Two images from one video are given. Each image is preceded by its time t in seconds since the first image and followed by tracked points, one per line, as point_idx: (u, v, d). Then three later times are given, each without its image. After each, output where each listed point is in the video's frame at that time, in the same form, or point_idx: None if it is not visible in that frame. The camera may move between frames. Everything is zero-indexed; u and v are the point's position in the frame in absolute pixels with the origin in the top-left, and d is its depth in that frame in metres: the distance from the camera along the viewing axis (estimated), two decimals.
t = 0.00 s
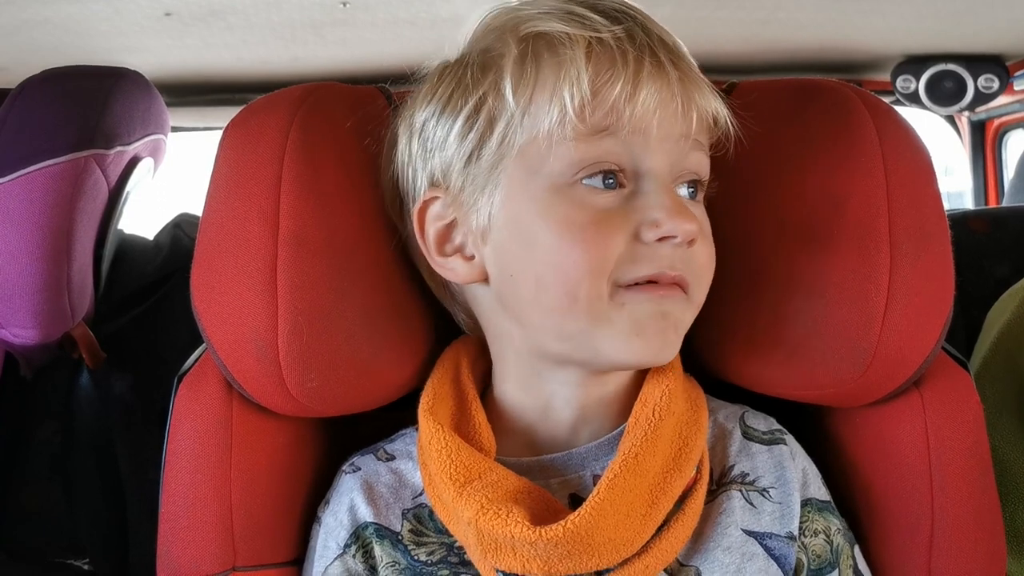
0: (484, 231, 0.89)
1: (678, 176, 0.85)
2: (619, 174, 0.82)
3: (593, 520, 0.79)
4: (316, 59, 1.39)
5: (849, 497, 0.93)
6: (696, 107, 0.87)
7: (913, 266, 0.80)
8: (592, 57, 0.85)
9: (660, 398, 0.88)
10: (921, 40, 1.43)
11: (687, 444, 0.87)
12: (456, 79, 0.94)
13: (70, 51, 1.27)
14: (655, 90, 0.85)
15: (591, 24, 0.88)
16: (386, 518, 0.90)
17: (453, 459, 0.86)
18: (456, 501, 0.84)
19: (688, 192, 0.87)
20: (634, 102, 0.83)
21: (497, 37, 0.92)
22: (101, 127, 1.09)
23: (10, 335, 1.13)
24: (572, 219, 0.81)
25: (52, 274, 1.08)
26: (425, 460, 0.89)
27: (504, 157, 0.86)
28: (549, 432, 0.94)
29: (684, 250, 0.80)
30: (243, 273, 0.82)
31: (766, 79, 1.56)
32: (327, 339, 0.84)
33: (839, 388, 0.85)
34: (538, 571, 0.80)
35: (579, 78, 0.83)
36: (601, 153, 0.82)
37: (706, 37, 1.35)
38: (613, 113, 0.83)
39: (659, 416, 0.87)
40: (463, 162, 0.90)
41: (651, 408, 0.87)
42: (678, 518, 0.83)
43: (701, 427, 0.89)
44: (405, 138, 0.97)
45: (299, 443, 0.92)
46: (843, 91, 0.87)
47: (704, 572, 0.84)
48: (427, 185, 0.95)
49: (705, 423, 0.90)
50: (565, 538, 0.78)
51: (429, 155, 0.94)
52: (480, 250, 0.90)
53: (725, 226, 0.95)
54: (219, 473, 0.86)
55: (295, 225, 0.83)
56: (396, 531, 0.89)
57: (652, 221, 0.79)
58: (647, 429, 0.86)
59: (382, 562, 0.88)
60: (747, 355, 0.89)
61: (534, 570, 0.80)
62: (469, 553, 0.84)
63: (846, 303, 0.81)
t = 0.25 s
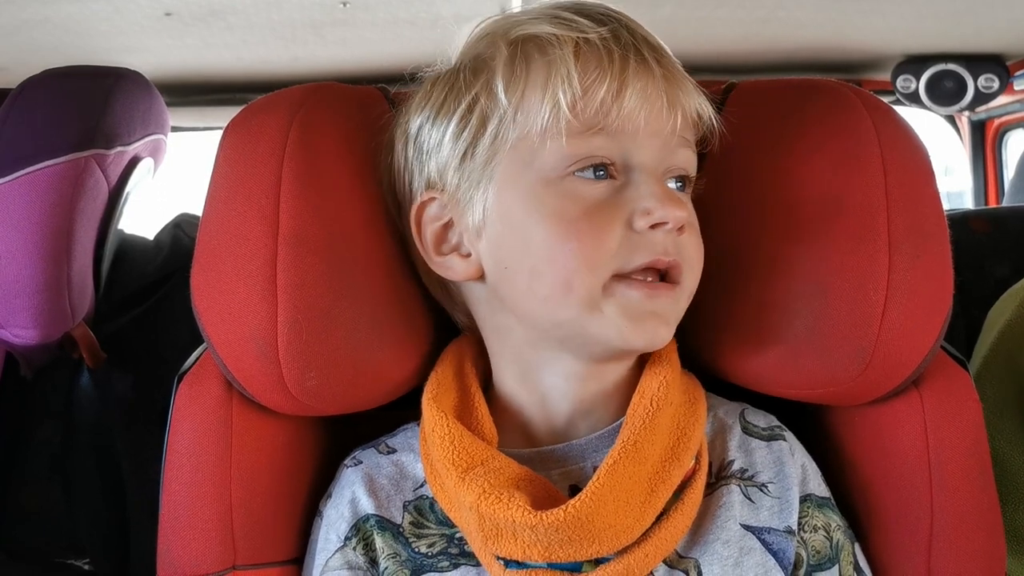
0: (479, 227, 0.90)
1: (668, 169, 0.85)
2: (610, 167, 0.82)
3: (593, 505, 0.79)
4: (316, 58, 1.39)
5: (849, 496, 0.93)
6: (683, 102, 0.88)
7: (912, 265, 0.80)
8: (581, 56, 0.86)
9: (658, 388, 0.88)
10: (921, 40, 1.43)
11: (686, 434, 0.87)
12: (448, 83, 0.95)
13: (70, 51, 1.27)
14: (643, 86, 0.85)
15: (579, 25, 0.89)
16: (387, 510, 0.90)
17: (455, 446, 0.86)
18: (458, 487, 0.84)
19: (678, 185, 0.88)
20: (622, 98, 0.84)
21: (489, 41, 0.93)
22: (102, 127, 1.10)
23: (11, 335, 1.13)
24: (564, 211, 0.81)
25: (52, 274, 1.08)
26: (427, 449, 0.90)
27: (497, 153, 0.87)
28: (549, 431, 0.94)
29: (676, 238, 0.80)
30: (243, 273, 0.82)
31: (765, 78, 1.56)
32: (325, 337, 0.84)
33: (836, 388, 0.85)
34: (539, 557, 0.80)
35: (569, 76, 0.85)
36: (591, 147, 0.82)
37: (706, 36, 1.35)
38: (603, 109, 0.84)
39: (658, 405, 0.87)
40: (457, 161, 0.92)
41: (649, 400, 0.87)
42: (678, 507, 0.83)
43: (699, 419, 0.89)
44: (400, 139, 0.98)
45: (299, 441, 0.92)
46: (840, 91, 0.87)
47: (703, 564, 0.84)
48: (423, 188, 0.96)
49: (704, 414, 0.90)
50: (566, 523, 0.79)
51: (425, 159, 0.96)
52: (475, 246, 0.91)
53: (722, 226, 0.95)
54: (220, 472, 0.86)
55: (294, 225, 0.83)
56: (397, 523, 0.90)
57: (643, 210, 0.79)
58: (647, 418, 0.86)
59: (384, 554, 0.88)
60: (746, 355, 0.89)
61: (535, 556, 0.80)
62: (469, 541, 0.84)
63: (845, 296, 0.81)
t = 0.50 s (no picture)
0: (487, 229, 0.89)
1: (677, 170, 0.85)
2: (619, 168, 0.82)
3: (598, 503, 0.79)
4: (316, 57, 1.39)
5: (851, 496, 0.93)
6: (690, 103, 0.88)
7: (915, 265, 0.80)
8: (587, 56, 0.87)
9: (661, 387, 0.88)
10: (921, 39, 1.43)
11: (689, 433, 0.87)
12: (453, 84, 0.95)
13: (71, 51, 1.27)
14: (649, 87, 0.86)
15: (584, 25, 0.89)
16: (391, 508, 0.90)
17: (460, 445, 0.86)
18: (462, 486, 0.84)
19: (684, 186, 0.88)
20: (630, 99, 0.84)
21: (493, 42, 0.93)
22: (103, 126, 1.10)
23: (13, 335, 1.13)
24: (575, 213, 0.81)
25: (53, 274, 1.08)
26: (431, 448, 0.90)
27: (505, 154, 0.87)
28: (552, 431, 0.94)
29: (686, 240, 0.80)
30: (245, 273, 0.82)
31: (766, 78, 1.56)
32: (328, 337, 0.84)
33: (839, 389, 0.85)
34: (543, 556, 0.80)
35: (577, 76, 0.85)
36: (600, 148, 0.82)
37: (707, 36, 1.35)
38: (611, 110, 0.84)
39: (662, 404, 0.87)
40: (464, 162, 0.92)
41: (654, 397, 0.88)
42: (682, 507, 0.83)
43: (703, 418, 0.89)
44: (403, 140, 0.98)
45: (301, 441, 0.92)
46: (843, 91, 0.87)
47: (706, 564, 0.84)
48: (428, 189, 0.96)
49: (707, 413, 0.90)
50: (571, 522, 0.79)
51: (430, 160, 0.96)
52: (484, 248, 0.91)
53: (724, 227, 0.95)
54: (223, 472, 0.86)
55: (297, 225, 0.83)
56: (401, 521, 0.90)
57: (653, 213, 0.79)
58: (651, 417, 0.86)
59: (387, 551, 0.88)
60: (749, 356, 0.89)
61: (539, 555, 0.80)
62: (473, 539, 0.84)
63: (850, 296, 0.81)
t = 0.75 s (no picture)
0: (489, 227, 0.90)
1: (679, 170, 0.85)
2: (623, 168, 0.83)
3: (596, 500, 0.79)
4: (318, 56, 1.39)
5: (851, 495, 0.93)
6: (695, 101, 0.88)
7: (915, 262, 0.80)
8: (592, 55, 0.86)
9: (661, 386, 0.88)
10: (924, 37, 1.42)
11: (689, 431, 0.87)
12: (456, 81, 0.95)
13: (73, 50, 1.27)
14: (654, 87, 0.86)
15: (589, 24, 0.89)
16: (390, 505, 0.91)
17: (459, 441, 0.86)
18: (461, 482, 0.84)
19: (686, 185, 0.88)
20: (635, 99, 0.84)
21: (497, 39, 0.93)
22: (104, 126, 1.10)
23: (14, 333, 1.13)
24: (578, 212, 0.81)
25: (54, 272, 1.08)
26: (430, 444, 0.90)
27: (509, 152, 0.87)
28: (552, 429, 0.94)
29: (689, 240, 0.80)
30: (245, 270, 0.82)
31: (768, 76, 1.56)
32: (328, 334, 0.84)
33: (839, 387, 0.85)
34: (541, 552, 0.80)
35: (582, 75, 0.85)
36: (605, 148, 0.82)
37: (708, 35, 1.35)
38: (616, 109, 0.84)
39: (662, 402, 0.87)
40: (467, 159, 0.92)
41: (653, 395, 0.88)
42: (680, 504, 0.83)
43: (702, 415, 0.89)
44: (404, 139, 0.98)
45: (302, 440, 0.92)
46: (844, 89, 0.87)
47: (703, 560, 0.84)
48: (430, 186, 0.96)
49: (706, 410, 0.90)
50: (569, 518, 0.79)
51: (433, 157, 0.96)
52: (485, 246, 0.91)
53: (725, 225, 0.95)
54: (223, 470, 0.86)
55: (297, 222, 0.83)
56: (399, 517, 0.90)
57: (657, 213, 0.79)
58: (650, 415, 0.86)
59: (386, 547, 0.88)
60: (749, 354, 0.89)
61: (537, 552, 0.80)
62: (471, 536, 0.84)
63: (850, 295, 0.81)
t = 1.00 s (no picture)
0: (498, 225, 0.90)
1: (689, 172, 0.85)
2: (633, 169, 0.83)
3: (600, 509, 0.79)
4: (320, 55, 1.39)
5: (853, 495, 0.93)
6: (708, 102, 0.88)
7: (917, 263, 0.79)
8: (606, 55, 0.86)
9: (665, 390, 0.88)
10: (927, 36, 1.42)
11: (691, 438, 0.87)
12: (469, 77, 0.95)
13: (75, 49, 1.27)
14: (667, 88, 0.85)
15: (604, 24, 0.89)
16: (391, 506, 0.91)
17: (462, 447, 0.86)
18: (464, 488, 0.84)
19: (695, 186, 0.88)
20: (648, 100, 0.84)
21: (510, 35, 0.93)
22: (105, 125, 1.10)
23: (15, 331, 1.13)
24: (588, 213, 0.81)
25: (55, 270, 1.08)
26: (432, 448, 0.90)
27: (520, 150, 0.87)
28: (554, 429, 0.94)
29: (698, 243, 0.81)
30: (247, 269, 0.82)
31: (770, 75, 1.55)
32: (329, 334, 0.84)
33: (840, 386, 0.85)
34: (543, 558, 0.80)
35: (596, 75, 0.84)
36: (616, 148, 0.82)
37: (711, 34, 1.34)
38: (628, 110, 0.84)
39: (665, 408, 0.87)
40: (477, 156, 0.92)
41: (657, 401, 0.87)
42: (682, 511, 0.83)
43: (705, 422, 0.89)
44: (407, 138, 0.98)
45: (303, 439, 0.92)
46: (847, 89, 0.87)
47: (704, 564, 0.84)
48: (439, 184, 0.96)
49: (709, 416, 0.90)
50: (572, 526, 0.79)
51: (442, 154, 0.96)
52: (494, 244, 0.91)
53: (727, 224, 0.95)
54: (225, 469, 0.86)
55: (299, 222, 0.83)
56: (401, 519, 0.90)
57: (667, 215, 0.80)
58: (653, 421, 0.86)
59: (387, 549, 0.88)
60: (750, 354, 0.89)
61: (539, 558, 0.80)
62: (473, 540, 0.84)
63: (852, 299, 0.81)
